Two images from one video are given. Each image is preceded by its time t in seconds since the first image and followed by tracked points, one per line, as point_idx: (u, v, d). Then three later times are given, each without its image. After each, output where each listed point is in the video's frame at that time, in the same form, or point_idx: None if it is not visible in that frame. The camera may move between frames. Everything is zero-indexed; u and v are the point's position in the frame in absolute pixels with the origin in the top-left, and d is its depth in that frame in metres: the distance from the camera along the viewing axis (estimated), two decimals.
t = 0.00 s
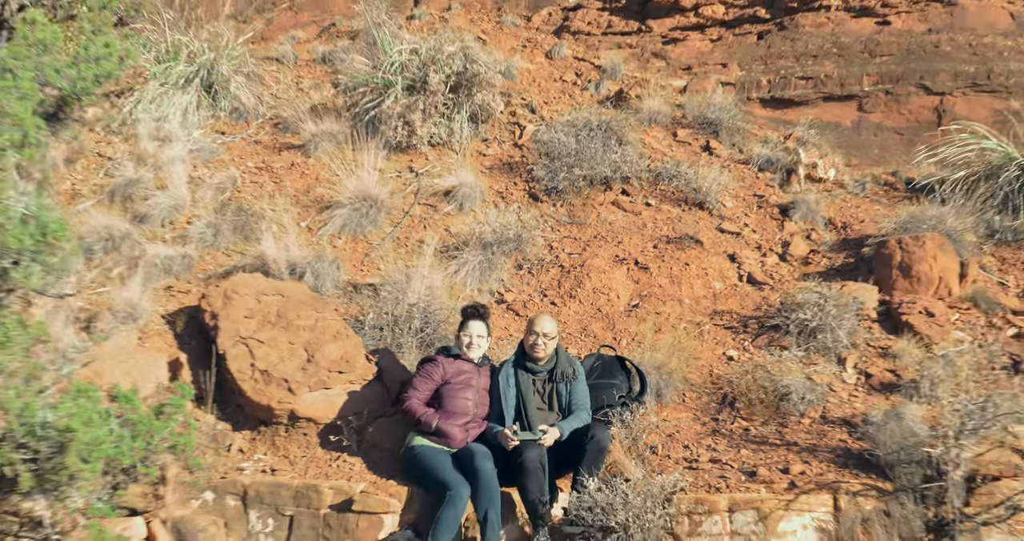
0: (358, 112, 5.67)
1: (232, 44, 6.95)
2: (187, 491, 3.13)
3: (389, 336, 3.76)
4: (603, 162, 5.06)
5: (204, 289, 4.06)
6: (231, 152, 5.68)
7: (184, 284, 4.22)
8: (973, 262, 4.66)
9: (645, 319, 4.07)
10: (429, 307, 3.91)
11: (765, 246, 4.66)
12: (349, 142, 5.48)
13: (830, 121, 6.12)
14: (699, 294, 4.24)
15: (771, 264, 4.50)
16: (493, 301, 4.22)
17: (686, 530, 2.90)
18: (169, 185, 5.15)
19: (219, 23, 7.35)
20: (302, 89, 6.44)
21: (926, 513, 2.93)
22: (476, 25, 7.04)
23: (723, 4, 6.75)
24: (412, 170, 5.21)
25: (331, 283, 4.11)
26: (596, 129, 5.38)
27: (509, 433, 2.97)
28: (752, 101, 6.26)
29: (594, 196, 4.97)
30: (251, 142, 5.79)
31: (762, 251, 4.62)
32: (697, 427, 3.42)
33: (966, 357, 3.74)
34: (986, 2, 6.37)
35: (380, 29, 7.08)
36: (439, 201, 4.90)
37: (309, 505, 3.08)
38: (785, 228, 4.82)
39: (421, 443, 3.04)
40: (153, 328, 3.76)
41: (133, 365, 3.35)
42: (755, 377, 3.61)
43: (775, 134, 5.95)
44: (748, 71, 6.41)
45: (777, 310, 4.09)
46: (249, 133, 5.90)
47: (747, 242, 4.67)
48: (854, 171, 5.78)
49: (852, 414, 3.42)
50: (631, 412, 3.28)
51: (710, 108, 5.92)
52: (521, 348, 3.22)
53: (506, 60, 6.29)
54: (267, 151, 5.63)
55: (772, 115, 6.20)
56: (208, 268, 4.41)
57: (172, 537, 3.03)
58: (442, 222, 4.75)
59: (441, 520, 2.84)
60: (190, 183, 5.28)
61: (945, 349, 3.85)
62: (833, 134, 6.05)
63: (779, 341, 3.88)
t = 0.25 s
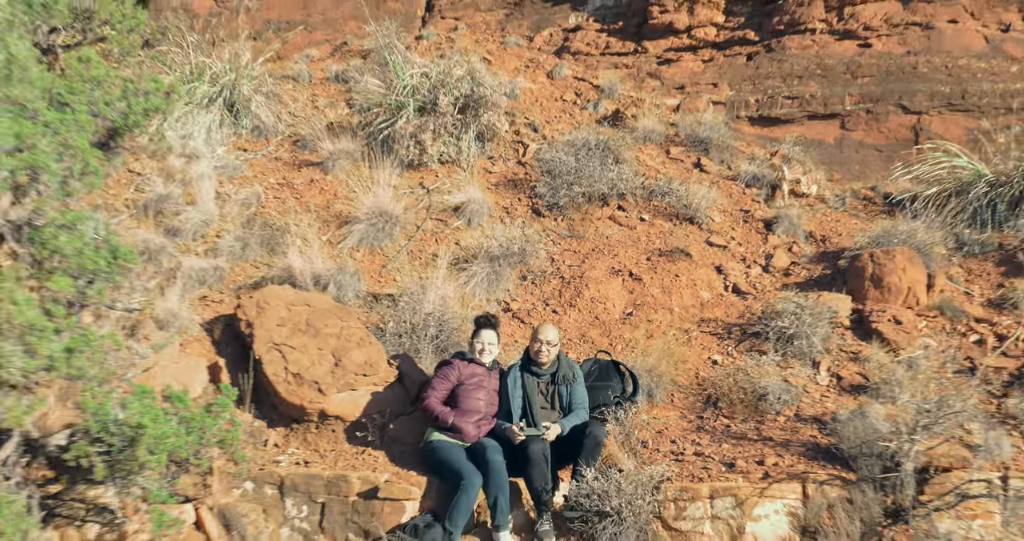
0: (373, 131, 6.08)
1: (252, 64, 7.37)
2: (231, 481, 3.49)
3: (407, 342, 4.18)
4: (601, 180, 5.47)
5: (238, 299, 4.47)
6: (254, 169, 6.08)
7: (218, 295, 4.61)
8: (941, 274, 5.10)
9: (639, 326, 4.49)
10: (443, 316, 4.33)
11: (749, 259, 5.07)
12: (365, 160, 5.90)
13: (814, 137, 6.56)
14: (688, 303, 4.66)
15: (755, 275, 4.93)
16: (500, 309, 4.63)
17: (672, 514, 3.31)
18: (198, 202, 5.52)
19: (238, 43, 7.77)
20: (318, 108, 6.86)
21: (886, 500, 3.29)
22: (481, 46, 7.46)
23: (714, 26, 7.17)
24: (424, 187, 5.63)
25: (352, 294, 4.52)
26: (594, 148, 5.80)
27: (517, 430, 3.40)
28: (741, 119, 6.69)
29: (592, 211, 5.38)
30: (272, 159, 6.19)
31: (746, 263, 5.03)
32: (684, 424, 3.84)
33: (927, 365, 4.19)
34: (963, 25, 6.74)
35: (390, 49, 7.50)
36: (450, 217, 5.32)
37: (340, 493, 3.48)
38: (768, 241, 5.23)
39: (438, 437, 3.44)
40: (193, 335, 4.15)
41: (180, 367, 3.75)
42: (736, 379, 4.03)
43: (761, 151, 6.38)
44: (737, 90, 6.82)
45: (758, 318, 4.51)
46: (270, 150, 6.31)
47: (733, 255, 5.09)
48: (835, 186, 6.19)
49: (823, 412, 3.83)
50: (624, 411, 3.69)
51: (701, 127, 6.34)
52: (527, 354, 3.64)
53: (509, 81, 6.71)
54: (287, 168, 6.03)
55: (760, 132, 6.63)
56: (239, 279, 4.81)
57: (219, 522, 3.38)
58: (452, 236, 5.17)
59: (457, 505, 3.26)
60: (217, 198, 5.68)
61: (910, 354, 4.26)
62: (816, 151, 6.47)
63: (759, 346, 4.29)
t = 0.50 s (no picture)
0: (385, 151, 6.53)
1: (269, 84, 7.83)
2: (266, 475, 3.95)
3: (421, 350, 4.63)
4: (597, 198, 5.92)
5: (266, 310, 4.88)
6: (273, 185, 6.51)
7: (246, 305, 5.02)
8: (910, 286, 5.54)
9: (631, 335, 4.95)
10: (453, 326, 4.78)
11: (733, 272, 5.53)
12: (378, 179, 6.35)
13: (798, 155, 7.03)
14: (676, 314, 5.13)
15: (738, 287, 5.37)
16: (505, 318, 5.09)
17: (658, 504, 3.75)
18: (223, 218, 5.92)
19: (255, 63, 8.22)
20: (333, 127, 7.31)
21: (848, 491, 3.75)
22: (485, 67, 7.91)
23: (705, 49, 7.62)
24: (433, 204, 6.10)
25: (370, 305, 4.96)
26: (591, 168, 6.26)
27: (520, 430, 3.86)
28: (729, 138, 7.15)
29: (589, 228, 5.84)
30: (290, 176, 6.62)
31: (730, 276, 5.48)
32: (670, 424, 4.30)
33: (894, 371, 4.61)
34: (938, 49, 7.17)
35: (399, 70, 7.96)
36: (458, 233, 5.77)
37: (363, 485, 3.91)
38: (751, 256, 5.68)
39: (451, 435, 3.89)
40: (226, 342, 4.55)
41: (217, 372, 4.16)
42: (718, 383, 4.49)
43: (748, 169, 6.83)
44: (726, 111, 7.28)
45: (739, 326, 4.97)
46: (288, 168, 6.74)
47: (719, 268, 5.55)
48: (817, 202, 6.63)
49: (795, 413, 4.27)
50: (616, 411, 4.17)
51: (692, 146, 6.78)
52: (530, 362, 4.12)
53: (511, 102, 7.16)
54: (306, 185, 6.47)
55: (747, 151, 7.11)
56: (264, 290, 5.23)
57: (255, 511, 3.83)
58: (461, 250, 5.62)
59: (468, 496, 3.69)
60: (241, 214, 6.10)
61: (877, 360, 4.69)
62: (800, 169, 6.93)
63: (740, 353, 4.75)
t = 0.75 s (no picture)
0: (396, 172, 7.04)
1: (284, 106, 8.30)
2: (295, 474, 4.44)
3: (432, 361, 5.09)
4: (593, 218, 6.41)
5: (290, 323, 5.34)
6: (292, 204, 6.98)
7: (270, 320, 5.43)
8: (881, 301, 6.01)
9: (623, 346, 5.43)
10: (461, 338, 5.25)
11: (718, 286, 6.01)
12: (390, 199, 6.85)
13: (781, 174, 7.50)
14: (664, 326, 5.61)
15: (722, 301, 5.86)
16: (508, 330, 5.57)
17: (645, 499, 4.25)
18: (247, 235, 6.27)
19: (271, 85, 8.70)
20: (345, 147, 7.79)
21: (814, 488, 4.20)
22: (489, 90, 8.41)
23: (696, 73, 8.11)
24: (441, 223, 6.59)
25: (384, 318, 5.43)
26: (587, 189, 6.75)
27: (522, 434, 4.33)
28: (718, 158, 7.62)
29: (586, 245, 6.33)
30: (307, 195, 7.10)
31: (715, 290, 5.96)
32: (657, 428, 4.80)
33: (862, 380, 5.09)
34: (914, 74, 7.62)
35: (407, 92, 8.44)
36: (464, 250, 6.26)
37: (381, 483, 4.40)
38: (735, 271, 6.17)
39: (460, 438, 4.34)
40: (254, 350, 4.96)
41: (248, 381, 4.58)
42: (701, 390, 4.98)
43: (735, 188, 7.30)
44: (715, 132, 7.75)
45: (722, 337, 5.44)
46: (305, 188, 7.22)
47: (705, 284, 6.03)
48: (798, 219, 7.10)
49: (770, 418, 4.75)
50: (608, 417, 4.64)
51: (682, 167, 7.23)
52: (531, 373, 4.60)
53: (513, 125, 7.65)
54: (322, 204, 6.94)
55: (734, 170, 7.58)
56: (287, 304, 5.68)
57: (285, 506, 4.37)
58: (467, 266, 6.11)
59: (476, 492, 4.18)
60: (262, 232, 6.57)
61: (846, 369, 5.16)
62: (783, 188, 7.40)
63: (722, 362, 5.24)
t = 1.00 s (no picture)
0: (405, 194, 7.56)
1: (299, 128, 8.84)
2: (319, 475, 4.95)
3: (442, 372, 5.61)
4: (588, 239, 6.94)
5: (312, 337, 5.85)
6: (309, 223, 7.50)
7: (293, 333, 5.93)
8: (853, 316, 6.54)
9: (615, 358, 5.95)
10: (468, 352, 5.75)
11: (704, 302, 6.52)
12: (400, 220, 7.38)
13: (766, 195, 7.98)
14: (654, 339, 6.13)
15: (708, 316, 6.38)
16: (510, 343, 6.08)
17: (633, 498, 4.77)
18: (267, 254, 6.69)
19: (286, 108, 9.23)
20: (357, 169, 8.31)
21: (785, 488, 4.69)
22: (491, 114, 8.92)
23: (686, 98, 8.64)
24: (448, 242, 7.12)
25: (397, 332, 5.95)
26: (584, 211, 7.29)
27: (523, 440, 4.84)
28: (706, 180, 8.14)
29: (582, 263, 6.86)
30: (323, 215, 7.62)
31: (701, 306, 6.48)
32: (644, 434, 5.34)
33: (834, 390, 5.60)
34: (891, 101, 8.12)
35: (415, 115, 8.96)
36: (470, 268, 6.79)
37: (397, 483, 4.91)
38: (719, 288, 6.68)
39: (467, 444, 4.87)
40: (280, 361, 5.46)
41: (279, 392, 5.06)
42: (685, 399, 5.50)
43: (721, 208, 7.82)
44: (704, 154, 8.27)
45: (706, 350, 5.97)
46: (320, 208, 7.73)
47: (692, 300, 6.54)
48: (781, 238, 7.62)
49: (747, 425, 5.26)
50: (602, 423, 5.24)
51: (673, 189, 7.75)
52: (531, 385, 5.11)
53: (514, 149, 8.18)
54: (337, 224, 7.46)
55: (721, 190, 8.09)
56: (307, 319, 6.19)
57: (312, 504, 4.92)
58: (473, 284, 6.65)
59: (482, 492, 4.69)
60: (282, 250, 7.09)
61: (819, 380, 5.65)
62: (767, 208, 7.92)
63: (705, 373, 5.77)
